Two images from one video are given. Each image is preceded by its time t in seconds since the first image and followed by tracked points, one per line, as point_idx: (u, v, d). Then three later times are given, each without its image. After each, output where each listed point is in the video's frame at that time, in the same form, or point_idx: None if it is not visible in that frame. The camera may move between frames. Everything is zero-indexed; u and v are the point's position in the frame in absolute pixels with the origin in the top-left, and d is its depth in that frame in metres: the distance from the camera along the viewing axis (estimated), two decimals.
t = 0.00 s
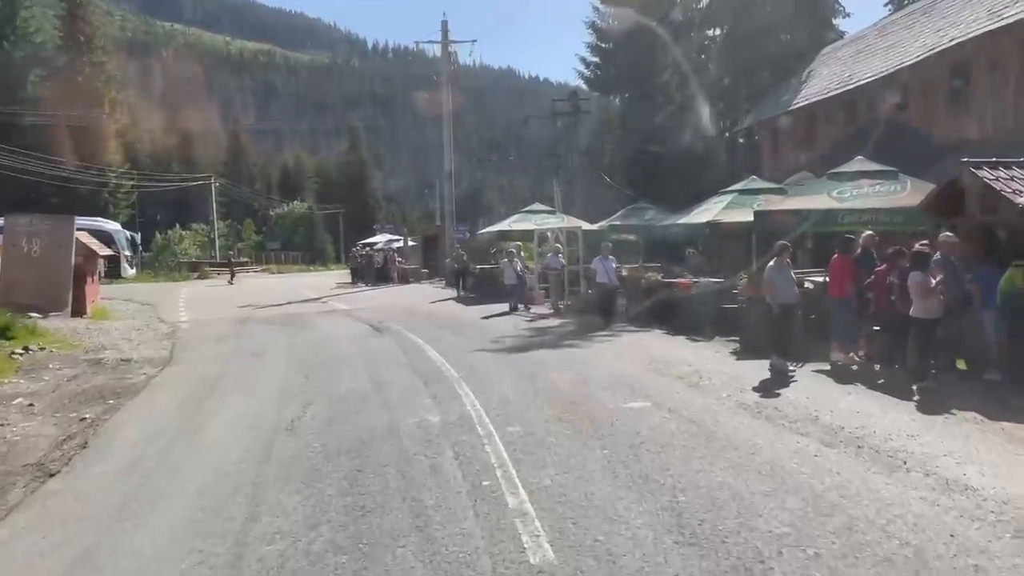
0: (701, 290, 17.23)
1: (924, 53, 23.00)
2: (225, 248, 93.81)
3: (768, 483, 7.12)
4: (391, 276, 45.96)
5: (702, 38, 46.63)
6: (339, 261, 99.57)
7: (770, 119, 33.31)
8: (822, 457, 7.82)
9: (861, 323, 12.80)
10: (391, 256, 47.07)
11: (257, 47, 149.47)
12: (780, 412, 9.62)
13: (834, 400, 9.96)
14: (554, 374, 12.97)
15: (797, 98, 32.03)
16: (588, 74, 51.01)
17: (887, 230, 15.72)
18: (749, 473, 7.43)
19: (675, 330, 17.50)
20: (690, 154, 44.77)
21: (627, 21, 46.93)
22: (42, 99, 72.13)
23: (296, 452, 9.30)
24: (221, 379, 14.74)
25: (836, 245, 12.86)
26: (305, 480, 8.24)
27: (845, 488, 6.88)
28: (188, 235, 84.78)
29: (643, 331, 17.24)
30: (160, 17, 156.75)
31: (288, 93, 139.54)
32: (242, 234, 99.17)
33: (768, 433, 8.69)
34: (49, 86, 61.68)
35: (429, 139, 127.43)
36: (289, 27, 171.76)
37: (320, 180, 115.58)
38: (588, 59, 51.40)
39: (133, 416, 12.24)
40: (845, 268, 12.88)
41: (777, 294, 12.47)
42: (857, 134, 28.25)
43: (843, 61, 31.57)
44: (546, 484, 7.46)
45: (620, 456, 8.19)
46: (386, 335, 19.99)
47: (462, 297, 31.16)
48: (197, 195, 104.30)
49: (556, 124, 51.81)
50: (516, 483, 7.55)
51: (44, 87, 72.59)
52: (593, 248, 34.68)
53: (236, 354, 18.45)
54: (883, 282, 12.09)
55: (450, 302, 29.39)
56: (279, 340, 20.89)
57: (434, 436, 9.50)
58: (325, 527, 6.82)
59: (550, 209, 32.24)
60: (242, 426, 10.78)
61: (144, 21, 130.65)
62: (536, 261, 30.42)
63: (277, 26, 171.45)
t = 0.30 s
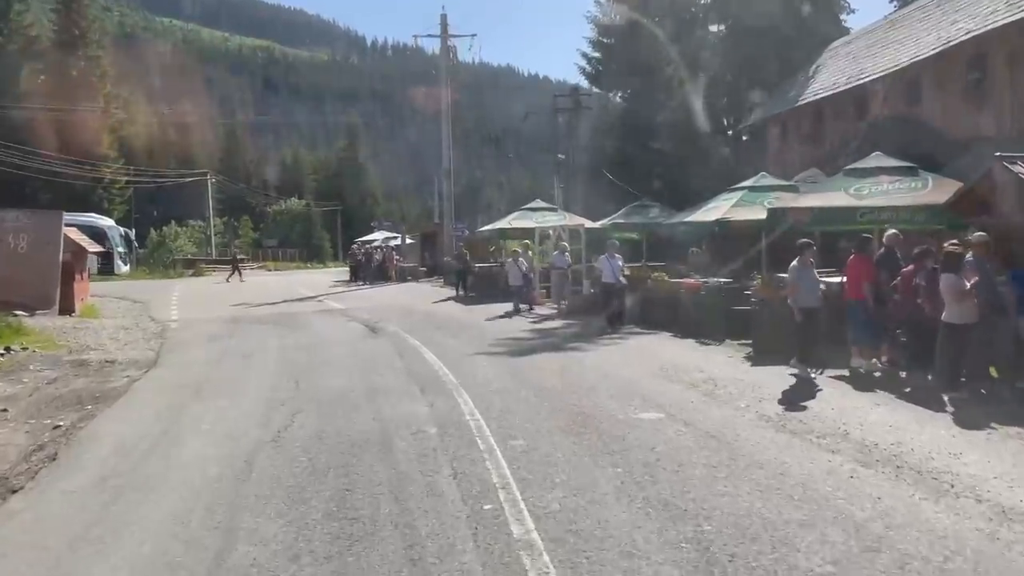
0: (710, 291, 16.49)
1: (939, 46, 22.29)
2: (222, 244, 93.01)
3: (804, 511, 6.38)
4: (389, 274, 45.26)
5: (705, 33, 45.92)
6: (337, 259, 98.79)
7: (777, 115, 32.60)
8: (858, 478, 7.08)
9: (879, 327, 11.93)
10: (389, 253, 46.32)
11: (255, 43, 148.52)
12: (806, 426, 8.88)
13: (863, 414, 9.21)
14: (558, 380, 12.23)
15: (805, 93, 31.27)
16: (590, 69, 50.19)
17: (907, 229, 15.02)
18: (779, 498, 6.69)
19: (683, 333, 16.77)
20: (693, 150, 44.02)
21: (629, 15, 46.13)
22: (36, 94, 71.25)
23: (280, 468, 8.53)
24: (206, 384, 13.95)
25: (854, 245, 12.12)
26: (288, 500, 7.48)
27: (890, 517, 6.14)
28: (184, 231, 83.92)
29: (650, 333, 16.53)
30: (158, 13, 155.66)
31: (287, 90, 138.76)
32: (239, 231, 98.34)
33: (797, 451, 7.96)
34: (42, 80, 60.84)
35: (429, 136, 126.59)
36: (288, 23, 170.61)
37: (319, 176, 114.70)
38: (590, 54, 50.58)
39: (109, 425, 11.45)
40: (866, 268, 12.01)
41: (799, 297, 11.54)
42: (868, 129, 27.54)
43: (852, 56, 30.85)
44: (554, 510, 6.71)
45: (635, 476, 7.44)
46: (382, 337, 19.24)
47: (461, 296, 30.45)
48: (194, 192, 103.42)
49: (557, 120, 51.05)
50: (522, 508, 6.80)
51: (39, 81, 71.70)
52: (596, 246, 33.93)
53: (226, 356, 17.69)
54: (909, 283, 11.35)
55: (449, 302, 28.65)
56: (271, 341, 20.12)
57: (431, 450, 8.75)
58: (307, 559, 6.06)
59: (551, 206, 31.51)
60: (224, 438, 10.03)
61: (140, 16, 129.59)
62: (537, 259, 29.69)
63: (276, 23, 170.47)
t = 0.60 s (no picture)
0: (721, 292, 15.71)
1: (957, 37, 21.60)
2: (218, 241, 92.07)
3: (847, 546, 5.63)
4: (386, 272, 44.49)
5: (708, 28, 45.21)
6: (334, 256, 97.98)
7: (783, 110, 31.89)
8: (905, 507, 6.31)
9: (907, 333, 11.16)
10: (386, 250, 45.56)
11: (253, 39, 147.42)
12: (838, 443, 8.11)
13: (898, 429, 8.44)
14: (561, 387, 11.45)
15: (812, 89, 30.49)
16: (591, 65, 49.34)
17: (930, 228, 14.27)
18: (819, 530, 5.93)
19: (691, 336, 16.00)
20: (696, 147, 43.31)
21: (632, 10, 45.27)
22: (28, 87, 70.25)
23: (261, 488, 7.75)
24: (188, 390, 13.16)
25: (877, 243, 11.34)
26: (266, 527, 6.70)
27: (949, 556, 5.39)
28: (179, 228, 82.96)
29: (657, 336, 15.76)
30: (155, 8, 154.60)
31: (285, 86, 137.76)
32: (235, 228, 97.38)
33: (831, 472, 7.20)
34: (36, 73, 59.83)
35: (428, 134, 125.96)
36: (287, 19, 169.42)
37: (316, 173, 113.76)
38: (591, 49, 49.74)
39: (82, 434, 10.65)
40: (892, 271, 11.20)
41: (822, 301, 10.74)
42: (880, 125, 26.82)
43: (861, 50, 30.16)
44: (564, 543, 5.92)
45: (654, 501, 6.67)
46: (376, 338, 18.52)
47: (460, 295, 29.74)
48: (190, 187, 102.51)
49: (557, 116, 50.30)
50: (529, 542, 6.01)
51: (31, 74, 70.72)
52: (597, 244, 33.10)
53: (212, 359, 16.85)
54: (941, 285, 10.60)
55: (447, 301, 27.80)
56: (261, 342, 19.34)
57: (426, 467, 7.99)
58: None
59: (552, 203, 30.74)
60: (201, 451, 9.21)
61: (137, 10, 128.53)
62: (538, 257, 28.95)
63: (275, 18, 169.39)
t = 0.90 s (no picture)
0: (736, 293, 14.92)
1: (974, 29, 20.88)
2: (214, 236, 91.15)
3: None
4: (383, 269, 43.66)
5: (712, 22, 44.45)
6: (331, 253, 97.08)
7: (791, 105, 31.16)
8: (970, 547, 5.51)
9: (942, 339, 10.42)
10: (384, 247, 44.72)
11: (251, 34, 146.36)
12: (879, 464, 7.31)
13: (945, 448, 7.68)
14: (568, 396, 10.65)
15: (821, 83, 29.77)
16: (593, 59, 48.53)
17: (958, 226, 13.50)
18: None
19: (703, 340, 15.20)
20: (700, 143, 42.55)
21: (636, 5, 44.43)
22: (21, 79, 69.30)
23: (238, 514, 6.93)
24: (170, 397, 12.33)
25: (910, 242, 10.59)
26: (242, 564, 5.89)
27: None
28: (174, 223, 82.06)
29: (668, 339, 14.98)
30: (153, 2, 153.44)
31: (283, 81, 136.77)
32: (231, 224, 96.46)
33: (878, 501, 6.40)
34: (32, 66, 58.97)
35: (426, 130, 125.06)
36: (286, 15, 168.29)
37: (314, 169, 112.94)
38: (593, 44, 48.91)
39: (49, 446, 9.80)
40: (928, 272, 10.44)
41: (854, 303, 9.98)
42: (891, 120, 26.11)
43: (871, 43, 29.45)
44: None
45: (682, 537, 5.87)
46: (371, 339, 17.72)
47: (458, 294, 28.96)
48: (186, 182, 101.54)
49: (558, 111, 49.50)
50: None
51: (24, 66, 69.73)
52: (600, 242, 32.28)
53: (199, 361, 16.04)
54: (982, 288, 9.86)
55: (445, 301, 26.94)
56: (251, 343, 18.53)
57: (424, 491, 7.18)
58: None
59: (554, 200, 29.94)
60: (177, 469, 8.39)
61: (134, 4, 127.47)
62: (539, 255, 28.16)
63: (273, 14, 168.30)
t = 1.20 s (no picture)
0: (748, 294, 14.29)
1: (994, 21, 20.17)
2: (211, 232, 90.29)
3: None
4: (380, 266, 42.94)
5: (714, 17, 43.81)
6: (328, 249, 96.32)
7: (798, 100, 30.43)
8: None
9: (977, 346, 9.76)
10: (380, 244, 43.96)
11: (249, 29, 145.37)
12: (924, 488, 6.63)
13: (995, 471, 7.00)
14: (574, 405, 9.93)
15: (829, 77, 29.05)
16: (594, 53, 47.76)
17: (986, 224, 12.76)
18: None
19: (715, 343, 14.50)
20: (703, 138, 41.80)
21: None
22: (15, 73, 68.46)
23: (214, 545, 6.19)
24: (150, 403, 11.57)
25: (942, 242, 9.97)
26: None
27: None
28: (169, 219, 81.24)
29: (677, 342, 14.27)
30: None
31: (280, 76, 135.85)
32: (227, 220, 95.52)
33: (934, 535, 5.70)
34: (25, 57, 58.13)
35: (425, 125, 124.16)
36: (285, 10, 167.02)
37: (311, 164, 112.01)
38: (594, 38, 48.12)
39: (15, 458, 9.04)
40: (960, 275, 9.84)
41: (885, 308, 9.31)
42: (904, 114, 25.41)
43: (880, 36, 28.73)
44: None
45: None
46: (367, 339, 17.01)
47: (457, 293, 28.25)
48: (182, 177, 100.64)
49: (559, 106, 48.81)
50: None
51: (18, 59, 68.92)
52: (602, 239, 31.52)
53: (185, 362, 15.29)
54: None
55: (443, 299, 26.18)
56: (241, 343, 17.83)
57: (422, 517, 6.47)
58: None
59: (556, 196, 29.20)
60: (150, 487, 7.67)
61: None
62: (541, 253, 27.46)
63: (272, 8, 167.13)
